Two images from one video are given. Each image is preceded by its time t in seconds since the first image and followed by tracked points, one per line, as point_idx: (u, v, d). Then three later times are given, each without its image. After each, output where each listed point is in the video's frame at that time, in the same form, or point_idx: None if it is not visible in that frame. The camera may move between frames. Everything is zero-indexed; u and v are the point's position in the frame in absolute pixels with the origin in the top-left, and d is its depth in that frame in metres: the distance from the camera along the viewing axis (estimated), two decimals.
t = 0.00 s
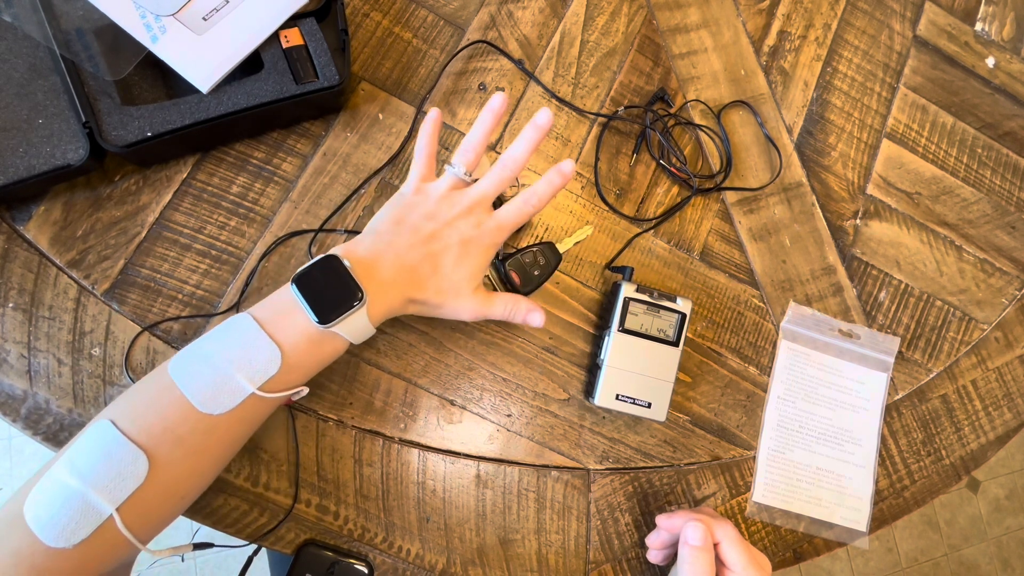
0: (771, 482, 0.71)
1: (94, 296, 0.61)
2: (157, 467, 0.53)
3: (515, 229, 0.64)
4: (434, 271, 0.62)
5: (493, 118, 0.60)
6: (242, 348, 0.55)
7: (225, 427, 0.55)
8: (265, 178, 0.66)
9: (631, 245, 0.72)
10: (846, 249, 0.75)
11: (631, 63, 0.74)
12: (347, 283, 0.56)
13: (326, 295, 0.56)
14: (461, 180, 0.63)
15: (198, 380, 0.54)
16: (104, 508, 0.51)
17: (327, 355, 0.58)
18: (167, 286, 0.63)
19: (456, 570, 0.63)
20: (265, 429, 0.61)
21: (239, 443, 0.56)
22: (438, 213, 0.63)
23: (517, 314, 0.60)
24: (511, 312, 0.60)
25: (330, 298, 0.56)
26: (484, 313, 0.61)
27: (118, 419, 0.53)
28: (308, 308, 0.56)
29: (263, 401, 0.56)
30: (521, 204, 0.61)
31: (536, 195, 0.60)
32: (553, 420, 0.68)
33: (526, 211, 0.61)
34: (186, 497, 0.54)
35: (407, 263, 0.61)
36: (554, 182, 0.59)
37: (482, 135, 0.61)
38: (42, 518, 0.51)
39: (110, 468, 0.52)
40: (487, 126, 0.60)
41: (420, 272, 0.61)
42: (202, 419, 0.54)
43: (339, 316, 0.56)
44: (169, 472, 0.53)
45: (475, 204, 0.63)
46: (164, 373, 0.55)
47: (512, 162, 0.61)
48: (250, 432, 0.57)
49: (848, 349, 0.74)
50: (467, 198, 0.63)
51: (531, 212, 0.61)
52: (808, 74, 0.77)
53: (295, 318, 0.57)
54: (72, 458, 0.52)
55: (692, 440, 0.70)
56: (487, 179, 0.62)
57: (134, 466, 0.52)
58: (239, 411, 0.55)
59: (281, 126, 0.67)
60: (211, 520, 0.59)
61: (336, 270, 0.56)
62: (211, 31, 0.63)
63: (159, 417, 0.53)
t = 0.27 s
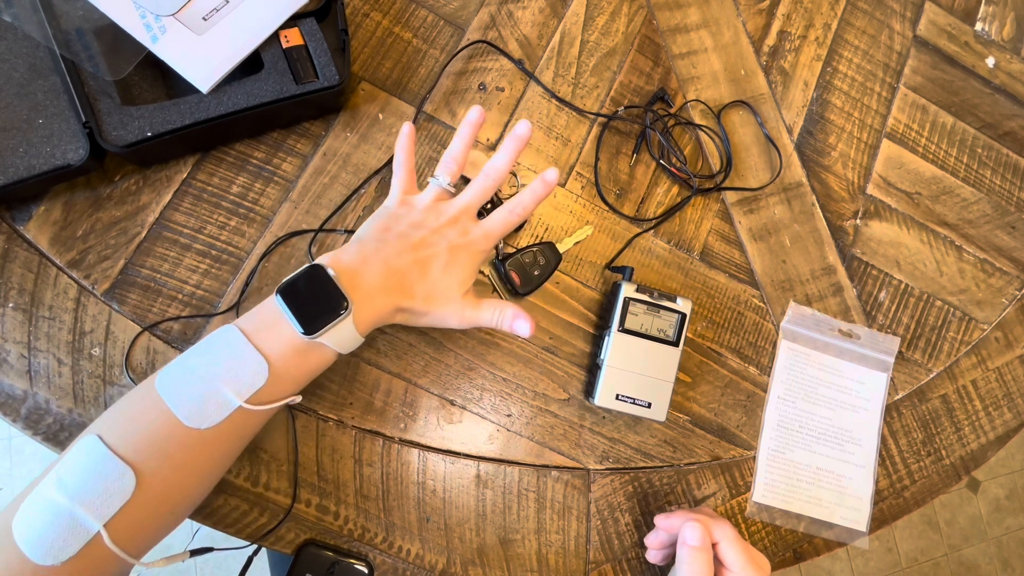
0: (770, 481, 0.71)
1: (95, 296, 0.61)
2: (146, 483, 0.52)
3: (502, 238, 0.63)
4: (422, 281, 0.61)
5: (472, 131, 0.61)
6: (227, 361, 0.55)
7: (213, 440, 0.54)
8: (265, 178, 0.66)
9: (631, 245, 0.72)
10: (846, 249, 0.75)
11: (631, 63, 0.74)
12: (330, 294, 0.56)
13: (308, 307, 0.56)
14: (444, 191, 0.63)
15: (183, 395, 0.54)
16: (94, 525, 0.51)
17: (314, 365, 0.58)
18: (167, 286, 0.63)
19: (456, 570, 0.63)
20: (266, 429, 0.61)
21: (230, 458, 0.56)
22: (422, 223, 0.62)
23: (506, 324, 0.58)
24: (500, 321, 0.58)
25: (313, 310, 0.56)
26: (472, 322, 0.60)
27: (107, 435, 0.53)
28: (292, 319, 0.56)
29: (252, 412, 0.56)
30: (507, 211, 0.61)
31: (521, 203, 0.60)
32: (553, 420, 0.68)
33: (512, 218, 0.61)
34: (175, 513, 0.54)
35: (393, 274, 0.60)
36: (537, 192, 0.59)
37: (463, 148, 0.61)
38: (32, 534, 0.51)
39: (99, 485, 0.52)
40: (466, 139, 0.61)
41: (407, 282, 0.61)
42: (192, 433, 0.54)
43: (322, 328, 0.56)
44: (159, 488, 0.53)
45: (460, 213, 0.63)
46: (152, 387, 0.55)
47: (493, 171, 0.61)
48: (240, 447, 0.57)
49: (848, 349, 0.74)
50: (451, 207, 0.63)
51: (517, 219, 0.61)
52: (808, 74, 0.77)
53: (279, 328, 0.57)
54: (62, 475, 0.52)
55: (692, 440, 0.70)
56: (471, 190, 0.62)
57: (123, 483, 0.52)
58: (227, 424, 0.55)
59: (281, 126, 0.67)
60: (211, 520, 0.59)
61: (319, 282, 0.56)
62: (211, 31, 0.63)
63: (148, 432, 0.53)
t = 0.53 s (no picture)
0: (770, 482, 0.71)
1: (95, 296, 0.61)
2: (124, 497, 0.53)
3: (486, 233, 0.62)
4: (402, 280, 0.60)
5: (452, 124, 0.60)
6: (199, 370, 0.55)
7: (189, 451, 0.55)
8: (265, 178, 0.66)
9: (631, 244, 0.72)
10: (846, 249, 0.75)
11: (631, 63, 0.74)
12: (302, 296, 0.55)
13: (280, 310, 0.55)
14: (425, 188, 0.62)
15: (155, 405, 0.54)
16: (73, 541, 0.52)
17: (289, 369, 0.58)
18: (167, 286, 0.63)
19: (456, 570, 0.63)
20: (266, 428, 0.61)
21: (209, 468, 0.57)
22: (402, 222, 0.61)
23: (486, 319, 0.55)
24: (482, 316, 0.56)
25: (286, 312, 0.55)
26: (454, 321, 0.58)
27: (83, 450, 0.53)
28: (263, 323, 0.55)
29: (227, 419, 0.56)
30: (488, 205, 0.60)
31: (503, 194, 0.59)
32: (553, 420, 0.68)
33: (495, 211, 0.60)
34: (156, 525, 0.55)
35: (371, 274, 0.60)
36: (522, 181, 0.58)
37: (442, 144, 0.60)
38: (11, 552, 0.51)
39: (78, 502, 0.52)
40: (445, 132, 0.60)
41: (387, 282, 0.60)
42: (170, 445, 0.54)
43: (296, 330, 0.55)
44: (136, 501, 0.53)
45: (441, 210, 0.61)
46: (126, 399, 0.55)
47: (474, 164, 0.60)
48: (220, 456, 0.57)
49: (848, 349, 0.74)
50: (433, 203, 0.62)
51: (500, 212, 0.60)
52: (808, 74, 0.77)
53: (251, 335, 0.57)
54: (40, 492, 0.52)
55: (692, 440, 0.70)
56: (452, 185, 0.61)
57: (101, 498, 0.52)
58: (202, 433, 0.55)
59: (281, 126, 0.67)
60: (211, 520, 0.59)
61: (290, 287, 0.55)
62: (211, 31, 0.63)
63: (123, 447, 0.53)
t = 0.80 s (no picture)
0: (770, 482, 0.71)
1: (95, 296, 0.61)
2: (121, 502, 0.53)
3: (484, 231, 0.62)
4: (399, 280, 0.60)
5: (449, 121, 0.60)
6: (198, 371, 0.55)
7: (186, 454, 0.54)
8: (265, 178, 0.66)
9: (631, 244, 0.72)
10: (846, 249, 0.75)
11: (631, 63, 0.74)
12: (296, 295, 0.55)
13: (275, 309, 0.55)
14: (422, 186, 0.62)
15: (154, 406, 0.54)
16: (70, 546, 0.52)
17: (283, 370, 0.58)
18: (167, 286, 0.63)
19: (456, 570, 0.63)
20: (266, 428, 0.61)
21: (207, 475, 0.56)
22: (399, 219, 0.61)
23: (483, 316, 0.55)
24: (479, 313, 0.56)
25: (281, 310, 0.55)
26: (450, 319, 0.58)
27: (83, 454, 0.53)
28: (257, 323, 0.55)
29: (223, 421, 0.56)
30: (486, 202, 0.59)
31: (501, 191, 0.58)
32: (553, 420, 0.68)
33: (492, 208, 0.59)
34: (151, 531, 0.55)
35: (368, 274, 0.60)
36: (521, 178, 0.57)
37: (439, 142, 0.60)
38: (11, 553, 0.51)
39: (77, 505, 0.52)
40: (442, 130, 0.60)
41: (384, 282, 0.60)
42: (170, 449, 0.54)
43: (290, 328, 0.55)
44: (135, 504, 0.53)
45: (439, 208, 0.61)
46: (124, 402, 0.55)
47: (472, 161, 0.59)
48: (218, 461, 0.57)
49: (848, 349, 0.74)
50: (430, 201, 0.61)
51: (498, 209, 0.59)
52: (808, 74, 0.77)
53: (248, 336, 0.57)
54: (41, 495, 0.52)
55: (692, 440, 0.70)
56: (450, 182, 0.61)
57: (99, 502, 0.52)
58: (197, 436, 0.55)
59: (281, 126, 0.67)
60: (211, 520, 0.59)
61: (282, 287, 0.55)
62: (211, 31, 0.63)
63: (121, 450, 0.53)
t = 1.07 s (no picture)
0: (770, 482, 0.71)
1: (95, 296, 0.61)
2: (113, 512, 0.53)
3: (464, 211, 0.58)
4: (377, 272, 0.59)
5: (423, 96, 0.56)
6: (180, 375, 0.55)
7: (175, 462, 0.55)
8: (265, 178, 0.66)
9: (631, 244, 0.72)
10: (846, 249, 0.75)
11: (631, 63, 0.74)
12: (270, 294, 0.55)
13: (250, 307, 0.54)
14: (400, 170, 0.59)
15: (138, 412, 0.54)
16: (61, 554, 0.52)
17: (265, 372, 0.57)
18: (167, 286, 0.63)
19: (456, 570, 0.63)
20: (266, 428, 0.61)
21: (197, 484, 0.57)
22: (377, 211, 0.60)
23: (461, 305, 0.52)
24: (456, 303, 0.53)
25: (254, 308, 0.54)
26: (429, 311, 0.56)
27: (72, 462, 0.53)
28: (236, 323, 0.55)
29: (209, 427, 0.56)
30: (461, 178, 0.56)
31: (473, 162, 0.54)
32: (553, 420, 0.68)
33: (469, 184, 0.56)
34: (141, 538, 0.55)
35: (345, 268, 0.59)
36: (493, 144, 0.52)
37: (413, 124, 0.57)
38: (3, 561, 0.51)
39: (68, 515, 0.52)
40: (416, 106, 0.56)
41: (362, 276, 0.59)
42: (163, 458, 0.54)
43: (264, 327, 0.54)
44: (125, 513, 0.53)
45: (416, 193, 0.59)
46: (111, 410, 0.55)
47: (443, 136, 0.56)
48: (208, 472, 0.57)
49: (848, 349, 0.74)
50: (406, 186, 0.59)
51: (474, 184, 0.56)
52: (808, 74, 0.77)
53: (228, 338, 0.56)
54: (35, 505, 0.52)
55: (692, 440, 0.70)
56: (424, 163, 0.58)
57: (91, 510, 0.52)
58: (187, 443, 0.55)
59: (281, 126, 0.67)
60: (211, 520, 0.60)
61: (257, 287, 0.55)
62: (210, 31, 0.63)
63: (110, 459, 0.53)
